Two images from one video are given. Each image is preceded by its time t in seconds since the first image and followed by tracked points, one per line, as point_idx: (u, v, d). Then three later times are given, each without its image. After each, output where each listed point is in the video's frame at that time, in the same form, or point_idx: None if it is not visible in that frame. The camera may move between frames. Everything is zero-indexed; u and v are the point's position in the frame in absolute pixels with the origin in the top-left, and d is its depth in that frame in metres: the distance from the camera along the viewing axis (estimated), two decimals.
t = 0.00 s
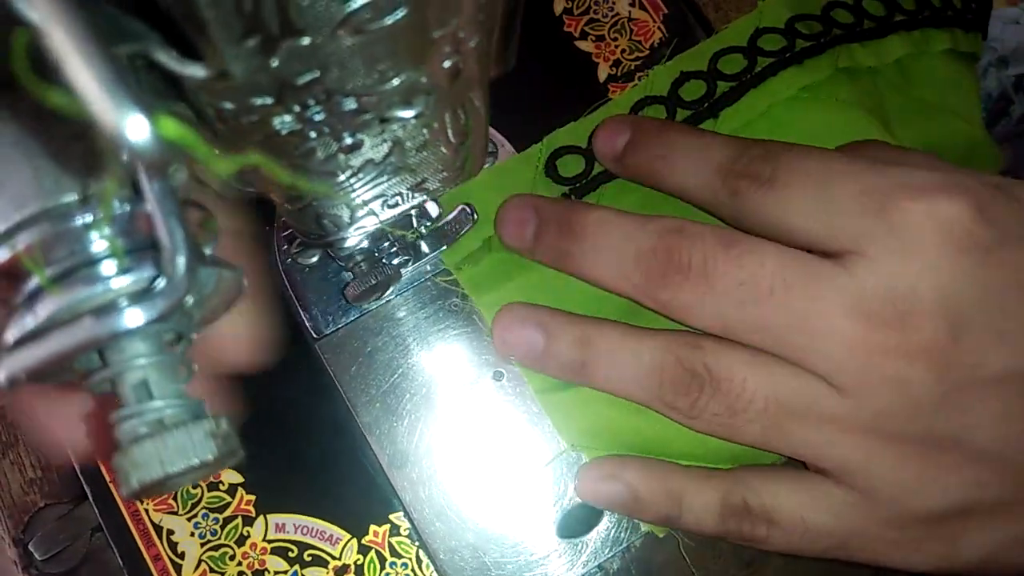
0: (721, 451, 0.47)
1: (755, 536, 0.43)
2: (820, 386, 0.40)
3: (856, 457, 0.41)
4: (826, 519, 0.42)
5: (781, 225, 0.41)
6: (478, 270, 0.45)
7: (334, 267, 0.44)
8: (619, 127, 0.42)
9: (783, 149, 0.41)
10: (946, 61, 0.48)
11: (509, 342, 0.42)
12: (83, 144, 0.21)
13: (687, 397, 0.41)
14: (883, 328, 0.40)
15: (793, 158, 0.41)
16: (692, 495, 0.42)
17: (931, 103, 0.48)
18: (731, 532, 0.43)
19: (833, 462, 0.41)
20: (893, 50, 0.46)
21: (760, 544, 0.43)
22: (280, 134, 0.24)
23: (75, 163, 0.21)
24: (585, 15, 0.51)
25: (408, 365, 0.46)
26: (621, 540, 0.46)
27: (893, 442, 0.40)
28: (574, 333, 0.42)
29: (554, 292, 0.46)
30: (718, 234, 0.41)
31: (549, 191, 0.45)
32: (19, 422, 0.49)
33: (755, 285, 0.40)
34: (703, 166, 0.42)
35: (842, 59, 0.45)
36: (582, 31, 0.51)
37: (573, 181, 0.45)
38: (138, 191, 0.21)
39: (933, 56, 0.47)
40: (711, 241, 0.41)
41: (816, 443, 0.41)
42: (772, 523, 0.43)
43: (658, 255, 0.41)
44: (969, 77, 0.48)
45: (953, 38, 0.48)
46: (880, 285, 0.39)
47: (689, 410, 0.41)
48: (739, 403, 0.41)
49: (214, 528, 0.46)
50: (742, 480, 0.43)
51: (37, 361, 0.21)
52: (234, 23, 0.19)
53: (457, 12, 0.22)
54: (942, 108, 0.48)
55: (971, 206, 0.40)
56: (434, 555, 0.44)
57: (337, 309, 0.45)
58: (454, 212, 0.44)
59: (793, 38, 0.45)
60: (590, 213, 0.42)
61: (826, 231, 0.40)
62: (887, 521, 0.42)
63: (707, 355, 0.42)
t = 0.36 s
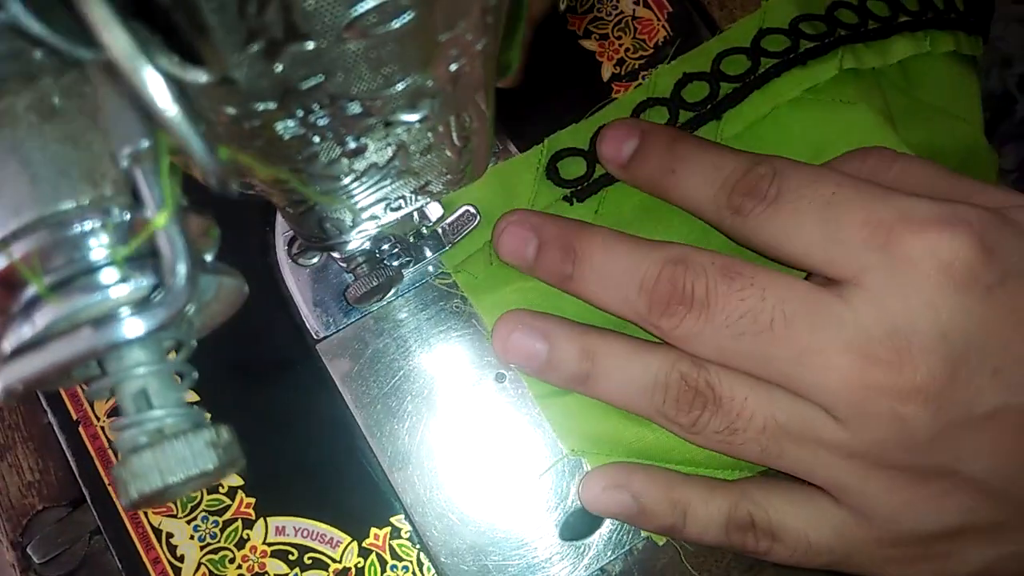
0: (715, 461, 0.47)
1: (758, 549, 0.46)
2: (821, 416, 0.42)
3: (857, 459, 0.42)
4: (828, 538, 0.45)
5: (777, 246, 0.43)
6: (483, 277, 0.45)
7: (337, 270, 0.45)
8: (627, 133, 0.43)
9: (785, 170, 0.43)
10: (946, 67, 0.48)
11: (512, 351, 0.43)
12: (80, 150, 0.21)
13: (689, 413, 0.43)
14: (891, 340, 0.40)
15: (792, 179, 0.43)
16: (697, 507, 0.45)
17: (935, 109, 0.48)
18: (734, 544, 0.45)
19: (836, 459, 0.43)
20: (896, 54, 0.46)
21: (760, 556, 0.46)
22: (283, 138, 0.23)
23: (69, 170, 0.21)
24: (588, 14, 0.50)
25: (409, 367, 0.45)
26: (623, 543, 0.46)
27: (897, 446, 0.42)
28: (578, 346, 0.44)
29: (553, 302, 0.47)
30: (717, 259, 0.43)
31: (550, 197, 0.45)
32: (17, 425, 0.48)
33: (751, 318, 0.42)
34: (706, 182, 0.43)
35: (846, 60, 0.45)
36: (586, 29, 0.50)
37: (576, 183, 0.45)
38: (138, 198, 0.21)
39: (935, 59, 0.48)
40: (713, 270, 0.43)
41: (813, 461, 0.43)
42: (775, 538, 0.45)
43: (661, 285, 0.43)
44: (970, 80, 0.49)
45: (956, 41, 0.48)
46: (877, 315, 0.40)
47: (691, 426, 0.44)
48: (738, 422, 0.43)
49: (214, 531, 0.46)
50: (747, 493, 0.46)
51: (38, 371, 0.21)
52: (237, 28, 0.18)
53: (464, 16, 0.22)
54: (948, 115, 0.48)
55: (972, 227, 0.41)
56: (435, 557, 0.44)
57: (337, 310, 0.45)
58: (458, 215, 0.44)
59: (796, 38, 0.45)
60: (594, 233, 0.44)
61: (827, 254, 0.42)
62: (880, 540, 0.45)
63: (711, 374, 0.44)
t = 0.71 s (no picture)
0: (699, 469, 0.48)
1: (736, 555, 0.47)
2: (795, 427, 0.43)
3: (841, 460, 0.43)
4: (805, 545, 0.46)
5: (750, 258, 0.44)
6: (464, 287, 0.46)
7: (339, 270, 0.46)
8: (606, 143, 0.44)
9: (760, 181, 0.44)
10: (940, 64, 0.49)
11: (494, 358, 0.44)
12: (86, 149, 0.21)
13: (665, 420, 0.45)
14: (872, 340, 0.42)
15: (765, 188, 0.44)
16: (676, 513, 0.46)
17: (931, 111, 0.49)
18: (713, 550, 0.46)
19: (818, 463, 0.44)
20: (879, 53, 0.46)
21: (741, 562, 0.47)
22: (280, 138, 0.24)
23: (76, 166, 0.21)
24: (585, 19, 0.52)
25: (410, 365, 0.47)
26: (620, 539, 0.47)
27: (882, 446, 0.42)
28: (557, 353, 0.45)
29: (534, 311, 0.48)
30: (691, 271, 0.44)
31: (531, 208, 0.46)
32: (26, 422, 0.49)
33: (721, 329, 0.43)
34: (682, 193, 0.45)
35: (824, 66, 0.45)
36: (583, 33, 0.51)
37: (557, 192, 0.46)
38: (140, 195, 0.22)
39: (922, 58, 0.49)
40: (687, 283, 0.44)
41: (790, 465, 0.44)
42: (753, 545, 0.47)
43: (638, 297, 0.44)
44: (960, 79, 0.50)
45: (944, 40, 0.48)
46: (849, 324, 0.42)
47: (666, 433, 0.45)
48: (713, 430, 0.45)
49: (218, 526, 0.47)
50: (726, 502, 0.47)
51: (47, 358, 0.21)
52: (235, 30, 0.19)
53: (455, 18, 0.23)
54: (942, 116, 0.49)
55: (949, 235, 0.42)
56: (435, 553, 0.45)
57: (339, 310, 0.46)
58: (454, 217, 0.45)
59: (775, 45, 0.46)
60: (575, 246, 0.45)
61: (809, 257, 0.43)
62: (862, 544, 0.46)
63: (685, 384, 0.45)
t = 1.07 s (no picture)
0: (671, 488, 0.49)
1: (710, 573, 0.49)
2: (769, 448, 0.45)
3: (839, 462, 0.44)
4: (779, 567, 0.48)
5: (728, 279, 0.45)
6: (445, 306, 0.47)
7: (349, 268, 0.46)
8: (585, 164, 0.45)
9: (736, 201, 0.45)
10: (931, 68, 0.50)
11: (472, 376, 0.45)
12: (116, 140, 0.23)
13: (640, 439, 0.46)
14: (850, 352, 0.43)
15: (742, 209, 0.45)
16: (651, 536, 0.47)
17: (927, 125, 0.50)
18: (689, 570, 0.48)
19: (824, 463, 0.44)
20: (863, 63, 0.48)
21: None
22: (303, 133, 0.25)
23: (107, 156, 0.22)
24: (592, 23, 0.52)
25: (418, 363, 0.47)
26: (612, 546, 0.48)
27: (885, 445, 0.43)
28: (535, 372, 0.46)
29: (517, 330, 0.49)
30: (666, 292, 0.46)
31: (513, 227, 0.47)
32: (39, 417, 0.50)
33: (696, 351, 0.44)
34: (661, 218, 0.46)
35: (805, 81, 0.47)
36: (591, 38, 0.52)
37: (539, 211, 0.47)
38: (168, 186, 0.23)
39: (910, 64, 0.50)
40: (662, 305, 0.45)
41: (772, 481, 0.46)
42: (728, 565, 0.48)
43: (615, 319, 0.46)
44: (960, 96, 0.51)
45: (936, 41, 0.50)
46: (815, 346, 0.43)
47: (642, 452, 0.46)
48: (686, 449, 0.46)
49: (228, 521, 0.47)
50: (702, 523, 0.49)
51: (75, 346, 0.22)
52: (267, 29, 0.20)
53: (474, 17, 0.23)
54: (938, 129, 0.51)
55: (921, 256, 0.43)
56: (443, 550, 0.46)
57: (348, 309, 0.46)
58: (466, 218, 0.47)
59: (756, 62, 0.47)
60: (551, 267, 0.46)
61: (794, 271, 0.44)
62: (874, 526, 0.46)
63: (660, 404, 0.47)
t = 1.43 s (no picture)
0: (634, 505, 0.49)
1: None
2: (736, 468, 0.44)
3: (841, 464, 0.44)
4: None
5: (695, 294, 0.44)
6: (414, 319, 0.47)
7: (351, 267, 0.47)
8: (558, 175, 0.45)
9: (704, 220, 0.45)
10: (918, 64, 0.50)
11: (441, 397, 0.45)
12: (124, 138, 0.23)
13: (608, 460, 0.45)
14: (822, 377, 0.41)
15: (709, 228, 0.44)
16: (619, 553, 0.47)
17: (912, 128, 0.51)
18: None
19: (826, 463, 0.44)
20: (839, 67, 0.48)
21: None
22: (310, 132, 0.25)
23: (115, 154, 0.22)
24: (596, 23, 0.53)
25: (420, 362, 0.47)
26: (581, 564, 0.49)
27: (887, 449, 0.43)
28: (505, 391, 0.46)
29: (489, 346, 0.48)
30: (634, 311, 0.45)
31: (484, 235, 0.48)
32: (43, 415, 0.50)
33: (665, 372, 0.43)
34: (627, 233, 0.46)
35: (776, 92, 0.48)
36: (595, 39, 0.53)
37: (509, 223, 0.48)
38: (175, 184, 0.23)
39: (895, 62, 0.50)
40: (629, 321, 0.44)
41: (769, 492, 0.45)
42: None
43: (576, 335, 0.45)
44: (949, 99, 0.51)
45: (923, 35, 0.50)
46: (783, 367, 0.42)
47: (610, 473, 0.45)
48: (654, 471, 0.45)
49: (231, 520, 0.47)
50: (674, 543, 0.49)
51: (85, 344, 0.22)
52: (275, 30, 0.20)
53: (480, 17, 0.23)
54: (924, 131, 0.51)
55: (889, 274, 0.43)
56: (445, 548, 0.46)
57: (350, 309, 0.47)
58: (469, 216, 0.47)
59: (728, 73, 0.48)
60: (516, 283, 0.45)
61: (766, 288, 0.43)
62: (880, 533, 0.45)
63: (631, 425, 0.46)
